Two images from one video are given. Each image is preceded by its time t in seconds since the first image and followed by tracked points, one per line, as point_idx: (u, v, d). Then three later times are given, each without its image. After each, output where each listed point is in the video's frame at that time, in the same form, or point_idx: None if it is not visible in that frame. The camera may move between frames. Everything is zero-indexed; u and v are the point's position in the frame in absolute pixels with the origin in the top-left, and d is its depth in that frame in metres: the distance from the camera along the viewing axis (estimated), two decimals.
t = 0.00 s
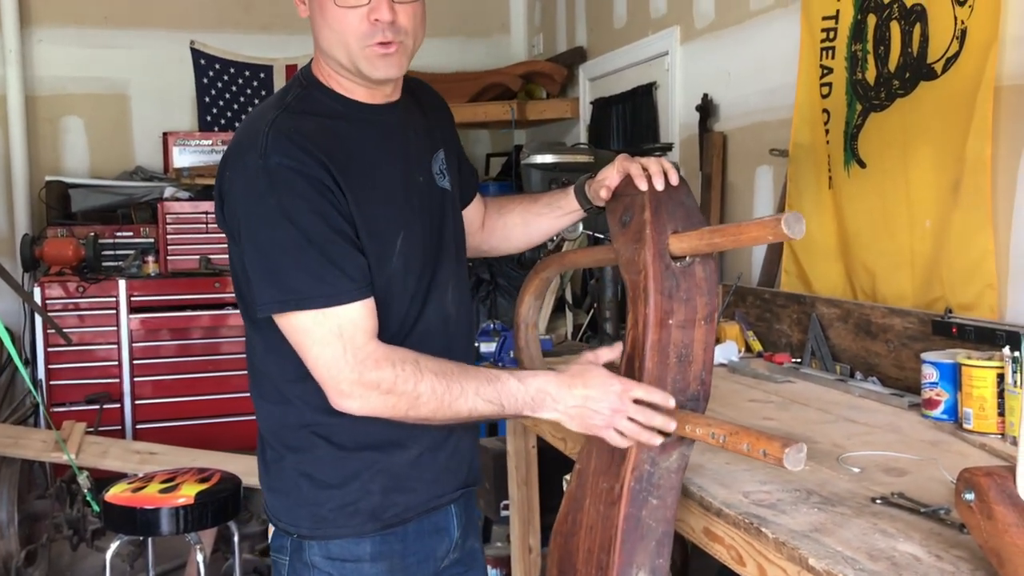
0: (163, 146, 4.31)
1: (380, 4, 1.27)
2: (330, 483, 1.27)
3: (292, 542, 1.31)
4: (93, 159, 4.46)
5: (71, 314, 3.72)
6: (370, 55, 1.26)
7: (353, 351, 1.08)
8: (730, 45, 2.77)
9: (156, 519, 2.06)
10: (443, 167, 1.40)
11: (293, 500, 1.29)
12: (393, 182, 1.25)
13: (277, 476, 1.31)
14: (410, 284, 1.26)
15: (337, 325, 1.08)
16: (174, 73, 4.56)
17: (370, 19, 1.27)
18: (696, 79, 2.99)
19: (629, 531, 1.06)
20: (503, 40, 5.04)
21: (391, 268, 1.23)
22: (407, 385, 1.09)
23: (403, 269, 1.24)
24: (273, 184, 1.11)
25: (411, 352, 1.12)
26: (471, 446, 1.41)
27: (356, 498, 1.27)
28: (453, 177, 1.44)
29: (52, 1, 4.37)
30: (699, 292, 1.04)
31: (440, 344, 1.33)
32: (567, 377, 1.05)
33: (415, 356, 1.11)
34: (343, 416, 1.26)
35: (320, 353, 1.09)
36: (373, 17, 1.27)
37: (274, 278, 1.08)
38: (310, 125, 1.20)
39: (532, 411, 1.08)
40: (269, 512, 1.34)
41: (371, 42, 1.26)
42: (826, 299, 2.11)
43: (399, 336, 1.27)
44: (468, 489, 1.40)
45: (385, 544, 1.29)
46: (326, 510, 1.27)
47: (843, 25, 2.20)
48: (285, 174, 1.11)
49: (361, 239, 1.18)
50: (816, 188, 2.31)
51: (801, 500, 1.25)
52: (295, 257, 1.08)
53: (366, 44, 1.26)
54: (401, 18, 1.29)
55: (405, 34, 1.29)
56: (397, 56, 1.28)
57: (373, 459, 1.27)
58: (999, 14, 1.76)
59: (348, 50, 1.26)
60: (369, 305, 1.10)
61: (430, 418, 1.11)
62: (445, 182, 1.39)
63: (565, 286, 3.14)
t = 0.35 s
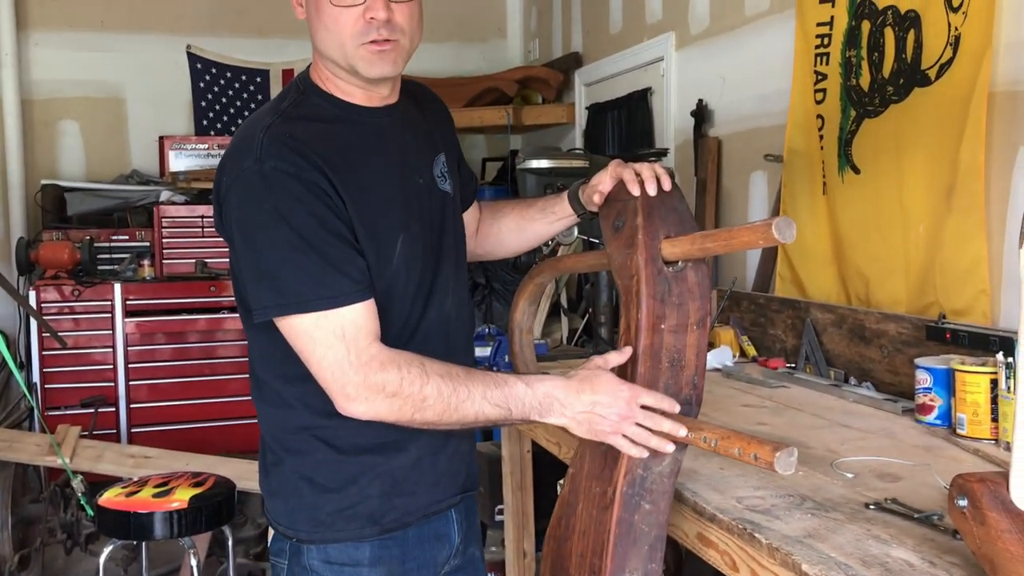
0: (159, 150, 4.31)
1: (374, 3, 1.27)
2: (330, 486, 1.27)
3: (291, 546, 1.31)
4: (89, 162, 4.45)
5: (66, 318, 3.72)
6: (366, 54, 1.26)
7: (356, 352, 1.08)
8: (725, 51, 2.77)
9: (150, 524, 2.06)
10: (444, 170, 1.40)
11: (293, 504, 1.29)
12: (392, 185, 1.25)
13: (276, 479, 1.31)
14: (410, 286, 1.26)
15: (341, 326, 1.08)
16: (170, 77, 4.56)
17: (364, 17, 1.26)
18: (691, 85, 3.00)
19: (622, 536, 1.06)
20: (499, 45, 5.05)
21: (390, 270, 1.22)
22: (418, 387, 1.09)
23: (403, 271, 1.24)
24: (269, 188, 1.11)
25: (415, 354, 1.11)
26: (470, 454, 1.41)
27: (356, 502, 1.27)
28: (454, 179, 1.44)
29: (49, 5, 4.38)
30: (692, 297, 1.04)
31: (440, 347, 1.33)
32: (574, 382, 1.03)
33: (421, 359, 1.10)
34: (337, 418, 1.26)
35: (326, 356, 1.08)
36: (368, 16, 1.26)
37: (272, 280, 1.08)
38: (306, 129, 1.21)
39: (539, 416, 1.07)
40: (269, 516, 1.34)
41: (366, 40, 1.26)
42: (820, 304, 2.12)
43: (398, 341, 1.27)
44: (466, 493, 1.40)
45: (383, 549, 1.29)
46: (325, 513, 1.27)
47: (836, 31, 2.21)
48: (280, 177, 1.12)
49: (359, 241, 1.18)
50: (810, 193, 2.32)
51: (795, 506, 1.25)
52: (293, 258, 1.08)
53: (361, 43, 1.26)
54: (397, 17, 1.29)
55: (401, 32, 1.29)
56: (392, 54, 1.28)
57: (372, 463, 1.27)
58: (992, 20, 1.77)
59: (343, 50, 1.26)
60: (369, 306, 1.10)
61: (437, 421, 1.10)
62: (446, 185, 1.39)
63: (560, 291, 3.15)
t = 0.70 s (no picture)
0: (151, 157, 4.30)
1: (367, 11, 1.27)
2: (326, 495, 1.26)
3: (285, 556, 1.29)
4: (80, 169, 4.44)
5: (57, 326, 3.70)
6: (358, 62, 1.26)
7: (341, 363, 1.07)
8: (716, 55, 2.78)
9: (142, 533, 2.05)
10: (432, 177, 1.39)
11: (287, 514, 1.27)
12: (384, 193, 1.25)
13: (269, 488, 1.29)
14: (403, 295, 1.25)
15: (330, 338, 1.07)
16: (162, 84, 4.55)
17: (356, 25, 1.26)
18: (683, 89, 3.00)
19: (615, 540, 1.05)
20: (491, 50, 5.05)
21: (383, 279, 1.22)
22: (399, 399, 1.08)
23: (396, 280, 1.23)
24: (262, 196, 1.10)
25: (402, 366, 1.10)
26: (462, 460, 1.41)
27: (352, 510, 1.26)
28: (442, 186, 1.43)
29: (39, 13, 4.37)
30: (682, 300, 1.03)
31: (433, 356, 1.32)
32: (565, 390, 1.02)
33: (402, 371, 1.09)
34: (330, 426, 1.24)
35: (314, 367, 1.07)
36: (361, 24, 1.26)
37: (265, 289, 1.07)
38: (300, 137, 1.20)
39: (528, 425, 1.06)
40: (261, 526, 1.32)
41: (359, 48, 1.26)
42: (814, 308, 2.12)
43: (390, 351, 1.26)
44: (458, 499, 1.39)
45: (380, 556, 1.28)
46: (321, 523, 1.26)
47: (827, 35, 2.21)
48: (274, 185, 1.11)
49: (352, 250, 1.17)
50: (802, 197, 2.32)
51: (789, 511, 1.25)
52: (287, 268, 1.07)
53: (353, 50, 1.26)
54: (390, 26, 1.28)
55: (394, 41, 1.29)
56: (384, 63, 1.27)
57: (368, 471, 1.26)
58: (983, 24, 1.77)
59: (335, 57, 1.25)
60: (360, 317, 1.09)
61: (421, 433, 1.10)
62: (435, 192, 1.38)
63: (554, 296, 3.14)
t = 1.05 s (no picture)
0: (135, 160, 4.27)
1: (349, 15, 1.26)
2: (300, 499, 1.25)
3: (259, 561, 1.28)
4: (64, 172, 4.41)
5: (40, 330, 3.67)
6: (337, 65, 1.25)
7: (310, 367, 1.06)
8: (700, 60, 2.79)
9: (123, 539, 2.02)
10: (410, 182, 1.38)
11: (261, 518, 1.26)
12: (359, 198, 1.24)
13: (243, 493, 1.28)
14: (377, 300, 1.25)
15: (296, 342, 1.06)
16: (146, 86, 4.53)
17: (337, 28, 1.26)
18: (668, 93, 3.01)
19: (600, 545, 1.05)
20: (478, 53, 5.05)
21: (356, 284, 1.21)
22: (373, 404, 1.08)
23: (369, 286, 1.23)
24: (236, 198, 1.09)
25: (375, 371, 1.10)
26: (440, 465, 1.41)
27: (327, 514, 1.25)
28: (420, 191, 1.43)
29: (22, 14, 4.34)
30: (668, 305, 1.03)
31: (408, 362, 1.32)
32: (535, 396, 1.05)
33: (377, 375, 1.09)
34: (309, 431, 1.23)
35: (280, 372, 1.06)
36: (342, 28, 1.26)
37: (237, 293, 1.06)
38: (275, 140, 1.19)
39: (499, 431, 1.08)
40: (235, 531, 1.31)
41: (338, 52, 1.25)
42: (797, 311, 2.13)
43: (364, 356, 1.25)
44: (435, 504, 1.39)
45: (355, 561, 1.28)
46: (295, 527, 1.25)
47: (811, 40, 2.22)
48: (245, 187, 1.10)
49: (324, 255, 1.17)
50: (785, 200, 2.33)
51: (772, 514, 1.25)
52: (257, 271, 1.06)
53: (333, 54, 1.25)
54: (371, 30, 1.28)
55: (375, 46, 1.28)
56: (364, 67, 1.27)
57: (343, 475, 1.26)
58: (966, 28, 1.78)
59: (315, 60, 1.25)
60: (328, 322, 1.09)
61: (395, 439, 1.10)
62: (413, 197, 1.37)
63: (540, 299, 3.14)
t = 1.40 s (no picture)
0: (121, 161, 4.24)
1: (332, 15, 1.25)
2: (280, 504, 1.23)
3: (239, 566, 1.27)
4: (49, 173, 4.38)
5: (25, 332, 3.63)
6: (320, 66, 1.24)
7: (281, 375, 1.05)
8: (690, 62, 2.79)
9: (107, 543, 2.00)
10: (394, 184, 1.37)
11: (240, 522, 1.24)
12: (341, 201, 1.23)
13: (224, 497, 1.27)
14: (359, 304, 1.24)
15: (270, 350, 1.05)
16: (133, 87, 4.50)
17: (321, 30, 1.24)
18: (657, 96, 3.01)
19: (587, 551, 1.04)
20: (467, 55, 5.04)
21: (337, 288, 1.20)
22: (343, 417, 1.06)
23: (351, 289, 1.22)
24: (212, 202, 1.08)
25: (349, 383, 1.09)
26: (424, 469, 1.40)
27: (308, 518, 1.24)
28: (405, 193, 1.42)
29: (7, 13, 4.30)
30: (657, 309, 1.01)
31: (390, 366, 1.31)
32: (507, 411, 1.04)
33: (349, 387, 1.08)
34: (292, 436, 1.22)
35: (252, 379, 1.06)
36: (326, 30, 1.24)
37: (213, 298, 1.05)
38: (254, 143, 1.18)
39: (469, 444, 1.07)
40: (216, 535, 1.30)
41: (322, 54, 1.24)
42: (786, 314, 2.12)
43: (346, 361, 1.24)
44: (419, 508, 1.38)
45: (336, 566, 1.27)
46: (275, 532, 1.23)
47: (800, 43, 2.22)
48: (222, 191, 1.09)
49: (303, 259, 1.16)
50: (774, 203, 2.33)
51: (760, 519, 1.24)
52: (231, 277, 1.05)
53: (317, 55, 1.24)
54: (355, 32, 1.27)
55: (359, 48, 1.27)
56: (349, 68, 1.25)
57: (325, 479, 1.24)
58: (953, 32, 1.78)
59: (298, 61, 1.23)
60: (304, 331, 1.08)
61: (364, 449, 1.09)
62: (397, 200, 1.36)
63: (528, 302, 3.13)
